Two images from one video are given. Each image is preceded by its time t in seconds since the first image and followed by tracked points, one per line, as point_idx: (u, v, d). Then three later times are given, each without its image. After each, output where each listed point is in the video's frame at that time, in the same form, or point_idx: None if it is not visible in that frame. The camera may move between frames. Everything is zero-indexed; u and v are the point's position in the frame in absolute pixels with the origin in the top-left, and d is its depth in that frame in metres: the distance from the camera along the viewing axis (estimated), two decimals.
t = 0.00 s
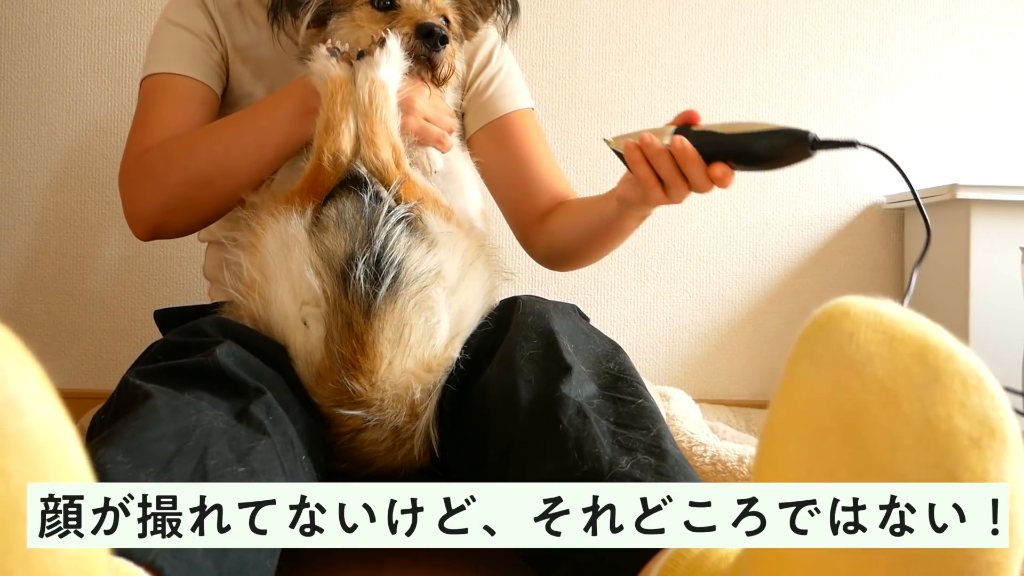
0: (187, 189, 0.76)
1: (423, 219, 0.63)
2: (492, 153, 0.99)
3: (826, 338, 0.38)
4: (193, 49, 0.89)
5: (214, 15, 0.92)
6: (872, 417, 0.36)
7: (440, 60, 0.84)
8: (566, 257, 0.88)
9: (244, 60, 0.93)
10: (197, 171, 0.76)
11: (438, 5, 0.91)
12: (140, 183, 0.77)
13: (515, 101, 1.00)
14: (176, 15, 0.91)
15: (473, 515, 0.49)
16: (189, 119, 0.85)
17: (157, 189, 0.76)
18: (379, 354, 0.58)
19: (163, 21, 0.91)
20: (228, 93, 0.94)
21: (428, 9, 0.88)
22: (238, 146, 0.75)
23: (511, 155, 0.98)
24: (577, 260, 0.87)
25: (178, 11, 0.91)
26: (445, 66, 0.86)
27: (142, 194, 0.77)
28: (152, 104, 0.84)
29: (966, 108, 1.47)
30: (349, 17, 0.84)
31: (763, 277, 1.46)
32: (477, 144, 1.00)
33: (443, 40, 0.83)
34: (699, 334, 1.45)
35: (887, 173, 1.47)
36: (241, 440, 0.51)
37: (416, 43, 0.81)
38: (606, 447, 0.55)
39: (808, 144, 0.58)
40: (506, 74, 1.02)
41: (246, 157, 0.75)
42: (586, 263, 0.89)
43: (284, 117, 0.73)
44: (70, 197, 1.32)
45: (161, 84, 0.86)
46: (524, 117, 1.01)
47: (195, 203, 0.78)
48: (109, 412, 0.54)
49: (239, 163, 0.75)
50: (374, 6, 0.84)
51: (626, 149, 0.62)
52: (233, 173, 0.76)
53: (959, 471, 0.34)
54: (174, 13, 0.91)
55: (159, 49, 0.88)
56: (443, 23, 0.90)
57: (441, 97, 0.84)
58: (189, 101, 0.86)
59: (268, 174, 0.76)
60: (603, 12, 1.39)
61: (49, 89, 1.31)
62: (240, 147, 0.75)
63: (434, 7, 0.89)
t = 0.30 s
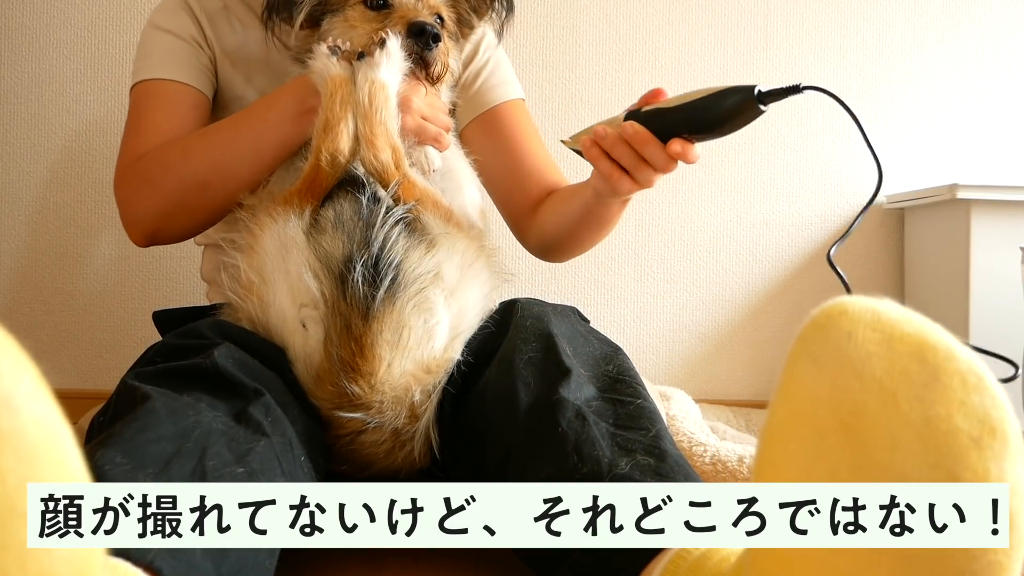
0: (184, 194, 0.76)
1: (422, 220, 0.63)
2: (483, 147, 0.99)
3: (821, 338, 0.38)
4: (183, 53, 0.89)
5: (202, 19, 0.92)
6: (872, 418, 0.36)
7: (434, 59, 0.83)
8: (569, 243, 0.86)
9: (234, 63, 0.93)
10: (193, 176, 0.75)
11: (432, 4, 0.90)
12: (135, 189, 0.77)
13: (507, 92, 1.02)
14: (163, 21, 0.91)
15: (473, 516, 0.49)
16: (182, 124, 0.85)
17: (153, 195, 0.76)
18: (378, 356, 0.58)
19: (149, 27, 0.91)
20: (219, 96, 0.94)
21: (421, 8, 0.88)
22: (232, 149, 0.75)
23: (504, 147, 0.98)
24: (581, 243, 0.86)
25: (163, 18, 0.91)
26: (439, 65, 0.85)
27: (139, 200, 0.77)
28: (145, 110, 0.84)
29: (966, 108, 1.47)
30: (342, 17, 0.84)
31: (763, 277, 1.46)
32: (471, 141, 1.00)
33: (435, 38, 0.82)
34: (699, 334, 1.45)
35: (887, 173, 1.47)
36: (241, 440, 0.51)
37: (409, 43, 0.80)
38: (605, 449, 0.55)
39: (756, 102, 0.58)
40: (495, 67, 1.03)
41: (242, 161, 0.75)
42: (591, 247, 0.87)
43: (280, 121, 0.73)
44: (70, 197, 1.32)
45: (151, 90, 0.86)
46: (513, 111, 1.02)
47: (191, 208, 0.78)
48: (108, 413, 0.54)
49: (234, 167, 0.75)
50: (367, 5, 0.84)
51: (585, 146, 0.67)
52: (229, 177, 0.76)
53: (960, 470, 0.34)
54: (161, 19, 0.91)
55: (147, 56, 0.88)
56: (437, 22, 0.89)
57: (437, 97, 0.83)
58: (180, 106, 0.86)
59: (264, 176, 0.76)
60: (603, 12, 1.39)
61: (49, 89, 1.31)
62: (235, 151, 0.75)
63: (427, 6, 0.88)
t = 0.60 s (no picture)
0: (183, 196, 0.76)
1: (422, 219, 0.63)
2: (482, 146, 0.99)
3: (817, 338, 0.38)
4: (182, 55, 0.89)
5: (201, 19, 0.92)
6: (868, 417, 0.36)
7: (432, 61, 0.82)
8: (572, 236, 0.86)
9: (232, 63, 0.93)
10: (192, 178, 0.75)
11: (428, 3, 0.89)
12: (134, 191, 0.77)
13: (507, 89, 1.02)
14: (162, 22, 0.91)
15: (473, 516, 0.49)
16: (181, 125, 0.85)
17: (152, 197, 0.77)
18: (378, 355, 0.58)
19: (148, 28, 0.91)
20: (218, 97, 0.94)
21: (419, 8, 0.87)
22: (231, 151, 0.75)
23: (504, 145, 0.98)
24: (583, 237, 0.86)
25: (162, 18, 0.91)
26: (436, 65, 0.84)
27: (139, 202, 0.77)
28: (144, 111, 0.84)
29: (966, 108, 1.47)
30: (340, 19, 0.84)
31: (763, 277, 1.46)
32: (471, 141, 1.00)
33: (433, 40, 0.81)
34: (699, 334, 1.45)
35: (887, 173, 1.47)
36: (241, 439, 0.51)
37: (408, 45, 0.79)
38: (606, 448, 0.55)
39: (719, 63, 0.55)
40: (490, 65, 1.03)
41: (242, 163, 0.75)
42: (596, 239, 0.86)
43: (279, 122, 0.73)
44: (70, 197, 1.32)
45: (149, 91, 0.86)
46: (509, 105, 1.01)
47: (191, 209, 0.78)
48: (109, 411, 0.54)
49: (233, 168, 0.75)
50: (364, 7, 0.84)
51: (567, 135, 0.68)
52: (229, 178, 0.76)
53: (957, 470, 0.34)
54: (160, 19, 0.92)
55: (145, 57, 0.88)
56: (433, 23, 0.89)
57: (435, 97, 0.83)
58: (179, 106, 0.86)
59: (263, 178, 0.76)
60: (603, 12, 1.39)
61: (49, 89, 1.31)
62: (235, 153, 0.75)
63: (425, 7, 0.88)
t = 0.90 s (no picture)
0: (183, 196, 0.76)
1: (421, 216, 0.63)
2: (482, 147, 1.00)
3: (810, 337, 0.38)
4: (181, 54, 0.89)
5: (201, 19, 0.93)
6: (861, 416, 0.36)
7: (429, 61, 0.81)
8: (573, 235, 0.86)
9: (233, 63, 0.93)
10: (192, 178, 0.76)
11: (426, 4, 0.88)
12: (134, 190, 0.78)
13: (507, 90, 1.02)
14: (162, 22, 0.91)
15: (473, 516, 0.50)
16: (181, 125, 0.85)
17: (152, 196, 0.77)
18: (377, 351, 0.58)
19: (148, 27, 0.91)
20: (219, 98, 0.94)
21: (415, 8, 0.85)
22: (230, 150, 0.75)
23: (503, 145, 0.98)
24: (583, 236, 0.86)
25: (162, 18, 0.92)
26: (434, 64, 0.83)
27: (138, 201, 0.77)
28: (144, 111, 0.84)
29: (966, 108, 1.47)
30: (338, 20, 0.83)
31: (763, 277, 1.47)
32: (471, 142, 1.01)
33: (429, 39, 0.79)
34: (699, 334, 1.45)
35: (887, 173, 1.47)
36: (242, 436, 0.51)
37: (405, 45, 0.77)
38: (605, 444, 0.55)
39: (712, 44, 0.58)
40: (490, 65, 1.03)
41: (241, 163, 0.75)
42: (597, 237, 0.87)
43: (279, 121, 0.73)
44: (70, 197, 1.32)
45: (149, 91, 0.86)
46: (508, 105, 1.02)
47: (190, 208, 0.78)
48: (109, 408, 0.54)
49: (233, 168, 0.75)
50: (362, 7, 0.82)
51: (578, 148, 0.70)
52: (228, 178, 0.76)
53: (950, 466, 0.35)
54: (160, 19, 0.92)
55: (145, 57, 0.88)
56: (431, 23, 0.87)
57: (432, 98, 0.82)
58: (179, 106, 0.86)
59: (263, 177, 0.76)
60: (603, 12, 1.39)
61: (50, 89, 1.31)
62: (234, 153, 0.75)
63: (421, 7, 0.86)
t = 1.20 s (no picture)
0: (183, 196, 0.77)
1: (421, 215, 0.63)
2: (476, 141, 1.00)
3: (804, 336, 0.39)
4: (181, 55, 0.89)
5: (202, 20, 0.93)
6: (856, 414, 0.36)
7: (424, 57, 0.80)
8: (560, 223, 0.85)
9: (233, 64, 0.93)
10: (192, 178, 0.76)
11: None
12: (134, 190, 0.78)
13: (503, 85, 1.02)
14: (162, 22, 0.91)
15: (473, 516, 0.50)
16: (182, 126, 0.85)
17: (151, 196, 0.77)
18: (378, 349, 0.58)
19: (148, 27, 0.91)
20: (219, 99, 0.95)
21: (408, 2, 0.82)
22: (230, 151, 0.75)
23: (498, 139, 0.98)
24: (569, 226, 0.86)
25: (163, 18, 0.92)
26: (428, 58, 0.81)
27: (138, 201, 0.78)
28: (145, 111, 0.84)
29: (966, 108, 1.47)
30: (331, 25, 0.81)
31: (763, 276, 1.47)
32: (467, 138, 1.01)
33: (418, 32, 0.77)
34: (699, 334, 1.45)
35: (887, 173, 1.47)
36: (242, 435, 0.51)
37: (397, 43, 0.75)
38: (604, 442, 0.55)
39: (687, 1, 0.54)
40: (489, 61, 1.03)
41: (241, 163, 0.75)
42: (583, 227, 0.86)
43: (280, 122, 0.73)
44: (70, 197, 1.32)
45: (150, 91, 0.86)
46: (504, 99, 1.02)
47: (189, 208, 0.78)
48: (110, 407, 0.54)
49: (232, 169, 0.75)
50: (353, 10, 0.80)
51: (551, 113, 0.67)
52: (228, 178, 0.76)
53: (944, 465, 0.35)
54: (161, 20, 0.92)
55: (146, 57, 0.88)
56: (424, 16, 0.84)
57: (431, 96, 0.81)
58: (180, 106, 0.86)
59: (263, 177, 0.76)
60: (603, 12, 1.39)
61: (50, 89, 1.31)
62: (234, 153, 0.75)
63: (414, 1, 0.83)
